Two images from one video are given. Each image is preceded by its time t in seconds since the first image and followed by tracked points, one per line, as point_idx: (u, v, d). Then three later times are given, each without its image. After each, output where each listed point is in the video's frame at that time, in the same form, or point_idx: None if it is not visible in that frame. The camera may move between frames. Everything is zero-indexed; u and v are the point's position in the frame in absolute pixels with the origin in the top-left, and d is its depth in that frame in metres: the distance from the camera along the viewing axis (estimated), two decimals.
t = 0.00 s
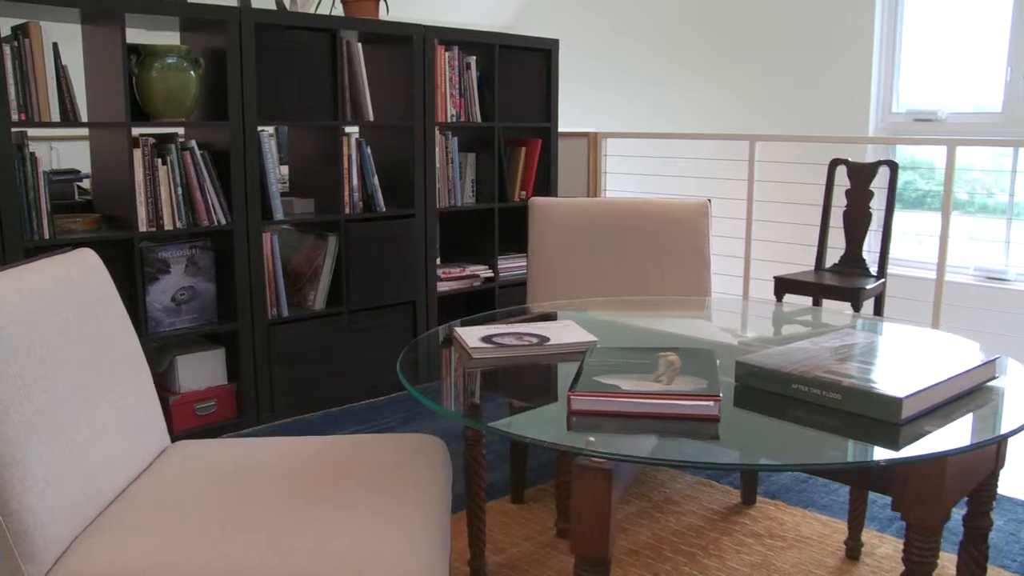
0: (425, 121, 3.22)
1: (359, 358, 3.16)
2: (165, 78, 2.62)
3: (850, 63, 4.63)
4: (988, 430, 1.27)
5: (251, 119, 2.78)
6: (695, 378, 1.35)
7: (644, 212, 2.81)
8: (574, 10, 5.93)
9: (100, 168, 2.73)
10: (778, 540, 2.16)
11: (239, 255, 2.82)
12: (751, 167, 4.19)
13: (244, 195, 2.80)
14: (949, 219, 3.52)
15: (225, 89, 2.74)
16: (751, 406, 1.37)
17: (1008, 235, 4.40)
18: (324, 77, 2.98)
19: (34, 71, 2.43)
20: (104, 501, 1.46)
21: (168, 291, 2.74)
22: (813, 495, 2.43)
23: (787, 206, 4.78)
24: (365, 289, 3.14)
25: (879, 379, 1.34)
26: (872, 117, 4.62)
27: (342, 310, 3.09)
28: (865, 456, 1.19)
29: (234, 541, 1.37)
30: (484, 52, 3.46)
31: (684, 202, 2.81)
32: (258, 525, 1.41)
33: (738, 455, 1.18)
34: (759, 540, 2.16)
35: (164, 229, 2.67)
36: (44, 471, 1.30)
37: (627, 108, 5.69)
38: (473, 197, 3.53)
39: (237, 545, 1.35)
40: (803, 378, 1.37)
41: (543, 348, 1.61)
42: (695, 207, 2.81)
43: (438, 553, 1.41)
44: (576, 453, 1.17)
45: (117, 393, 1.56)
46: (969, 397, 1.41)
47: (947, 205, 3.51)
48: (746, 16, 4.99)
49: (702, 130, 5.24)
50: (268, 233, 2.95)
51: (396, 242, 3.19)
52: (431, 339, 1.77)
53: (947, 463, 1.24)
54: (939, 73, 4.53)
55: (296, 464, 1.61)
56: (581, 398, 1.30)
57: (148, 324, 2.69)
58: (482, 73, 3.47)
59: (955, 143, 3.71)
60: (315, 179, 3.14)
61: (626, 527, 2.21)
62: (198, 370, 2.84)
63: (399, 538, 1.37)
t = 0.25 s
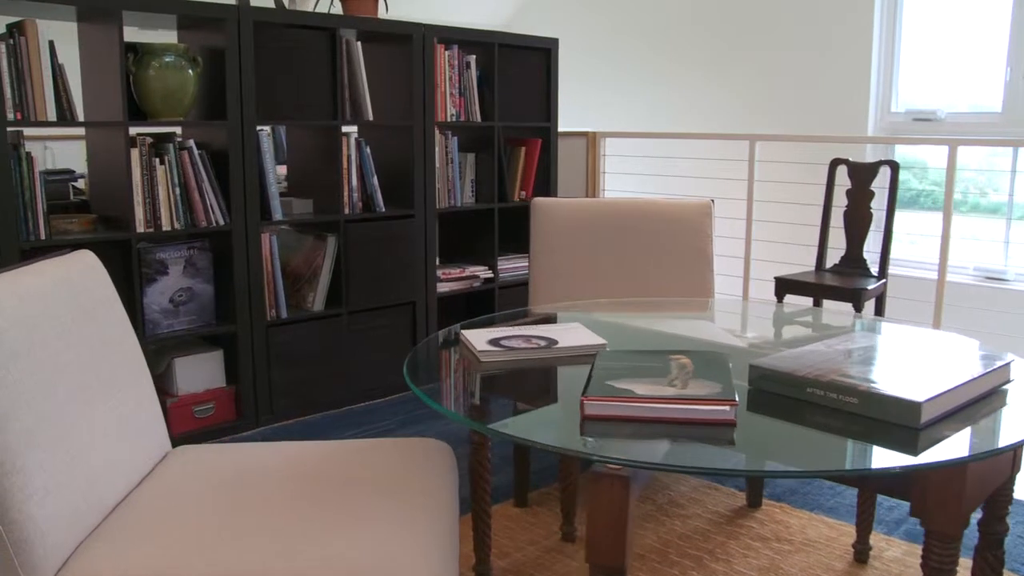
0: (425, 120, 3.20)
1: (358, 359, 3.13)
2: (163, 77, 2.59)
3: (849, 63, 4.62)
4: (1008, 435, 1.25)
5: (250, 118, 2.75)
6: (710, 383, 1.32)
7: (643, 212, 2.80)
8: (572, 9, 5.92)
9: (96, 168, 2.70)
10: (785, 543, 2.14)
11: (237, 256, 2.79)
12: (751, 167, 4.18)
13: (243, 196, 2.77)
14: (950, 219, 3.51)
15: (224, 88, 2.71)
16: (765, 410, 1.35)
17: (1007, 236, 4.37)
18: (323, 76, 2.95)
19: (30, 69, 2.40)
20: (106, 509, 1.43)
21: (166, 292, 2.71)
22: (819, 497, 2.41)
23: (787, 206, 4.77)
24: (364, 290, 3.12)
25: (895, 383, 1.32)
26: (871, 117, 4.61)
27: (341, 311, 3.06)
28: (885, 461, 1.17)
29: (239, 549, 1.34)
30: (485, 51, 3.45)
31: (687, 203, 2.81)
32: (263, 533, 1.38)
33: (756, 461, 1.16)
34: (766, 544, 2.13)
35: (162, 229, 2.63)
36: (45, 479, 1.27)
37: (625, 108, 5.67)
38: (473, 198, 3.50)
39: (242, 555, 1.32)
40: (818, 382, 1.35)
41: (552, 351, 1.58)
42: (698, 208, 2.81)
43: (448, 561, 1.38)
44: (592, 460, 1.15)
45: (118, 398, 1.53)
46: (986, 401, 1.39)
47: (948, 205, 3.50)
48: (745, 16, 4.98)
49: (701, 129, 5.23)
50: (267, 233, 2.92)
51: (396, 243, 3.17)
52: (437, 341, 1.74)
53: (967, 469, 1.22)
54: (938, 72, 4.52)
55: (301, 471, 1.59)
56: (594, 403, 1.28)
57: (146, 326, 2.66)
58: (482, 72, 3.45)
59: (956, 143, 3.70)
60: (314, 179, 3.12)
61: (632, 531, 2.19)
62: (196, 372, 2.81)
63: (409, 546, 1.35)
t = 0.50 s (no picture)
0: (427, 120, 3.18)
1: (359, 361, 3.11)
2: (163, 76, 2.55)
3: (850, 63, 4.61)
4: None
5: (251, 117, 2.72)
6: (729, 388, 1.30)
7: (645, 211, 2.77)
8: (572, 9, 5.90)
9: (95, 169, 2.67)
10: (794, 548, 2.11)
11: (238, 257, 2.76)
12: (753, 167, 4.16)
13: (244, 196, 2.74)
14: (953, 219, 3.49)
15: (224, 88, 2.68)
16: (783, 415, 1.33)
17: (1009, 236, 4.35)
18: (324, 76, 2.93)
19: (28, 68, 2.37)
20: (110, 516, 1.40)
21: (166, 294, 2.67)
22: (827, 500, 2.39)
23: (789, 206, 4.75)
24: (366, 292, 3.09)
25: (916, 388, 1.30)
26: (871, 117, 4.60)
27: (342, 313, 3.04)
28: (909, 468, 1.15)
29: (247, 558, 1.31)
30: (486, 50, 3.43)
31: (693, 204, 2.78)
32: (271, 542, 1.35)
33: (778, 468, 1.14)
34: (776, 548, 2.11)
35: (162, 230, 2.60)
36: (49, 487, 1.24)
37: (625, 108, 5.65)
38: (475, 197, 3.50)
39: (251, 564, 1.29)
40: (838, 387, 1.32)
41: (564, 355, 1.56)
42: (705, 209, 2.78)
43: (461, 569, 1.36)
44: (612, 467, 1.13)
45: (121, 402, 1.50)
46: (1006, 406, 1.37)
47: (952, 205, 3.48)
48: (746, 16, 4.97)
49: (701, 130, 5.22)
50: (268, 234, 2.89)
51: (397, 244, 3.15)
52: (444, 345, 1.72)
53: (992, 476, 1.20)
54: (939, 72, 4.51)
55: (308, 477, 1.56)
56: (611, 408, 1.25)
57: (146, 328, 2.62)
58: (483, 71, 3.43)
59: (959, 143, 3.68)
60: (315, 179, 3.09)
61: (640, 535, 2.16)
62: (196, 374, 2.79)
63: (421, 554, 1.32)
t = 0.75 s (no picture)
0: (428, 121, 3.17)
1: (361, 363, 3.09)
2: (163, 75, 2.52)
3: (852, 63, 4.59)
4: None
5: (252, 117, 2.70)
6: (748, 393, 1.27)
7: (648, 212, 2.77)
8: (571, 9, 5.88)
9: (94, 169, 2.63)
10: (804, 552, 2.09)
11: (238, 258, 2.73)
12: (755, 167, 4.14)
13: (245, 197, 2.71)
14: (957, 220, 3.47)
15: (225, 88, 2.65)
16: (804, 420, 1.30)
17: (1011, 237, 4.34)
18: (326, 75, 2.90)
19: (27, 67, 2.33)
20: (115, 524, 1.37)
21: (166, 295, 2.65)
22: (835, 504, 2.37)
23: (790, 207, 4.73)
24: (367, 293, 3.08)
25: (938, 392, 1.27)
26: (872, 117, 4.58)
27: (344, 314, 3.02)
28: (935, 474, 1.12)
29: (256, 567, 1.28)
30: (488, 49, 3.42)
31: (697, 204, 2.78)
32: (280, 550, 1.33)
33: (802, 477, 1.11)
34: (786, 552, 2.09)
35: (162, 231, 2.57)
36: (54, 496, 1.21)
37: (625, 108, 5.63)
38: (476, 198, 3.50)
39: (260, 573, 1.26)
40: (858, 391, 1.29)
41: (576, 358, 1.54)
42: (708, 208, 2.78)
43: None
44: (634, 476, 1.11)
45: (125, 408, 1.47)
46: None
47: (956, 205, 3.47)
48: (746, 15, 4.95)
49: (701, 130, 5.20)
50: (269, 235, 2.87)
51: (398, 246, 3.14)
52: (453, 348, 1.69)
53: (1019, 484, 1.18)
54: (939, 73, 4.50)
55: (316, 483, 1.53)
56: (629, 414, 1.22)
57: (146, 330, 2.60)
58: (485, 71, 3.43)
59: (962, 143, 3.67)
60: (317, 180, 3.07)
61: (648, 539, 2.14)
62: (195, 377, 2.76)
63: (434, 562, 1.30)
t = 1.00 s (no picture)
0: (431, 120, 3.17)
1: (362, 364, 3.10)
2: (164, 74, 2.49)
3: (853, 62, 4.58)
4: None
5: (253, 117, 2.67)
6: (767, 398, 1.25)
7: (652, 211, 2.75)
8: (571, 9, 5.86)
9: (94, 169, 2.60)
10: (814, 556, 2.07)
11: (240, 260, 2.71)
12: (758, 168, 4.13)
13: (247, 197, 2.69)
14: (962, 220, 3.45)
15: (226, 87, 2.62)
16: (822, 424, 1.28)
17: (1014, 237, 4.33)
18: (328, 75, 2.88)
19: (27, 66, 2.31)
20: (121, 532, 1.34)
21: (167, 297, 2.63)
22: (843, 507, 2.35)
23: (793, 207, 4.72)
24: (369, 294, 3.07)
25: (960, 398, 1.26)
26: (874, 117, 4.57)
27: (347, 316, 3.01)
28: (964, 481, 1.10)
29: None
30: (490, 48, 3.43)
31: (703, 205, 2.76)
32: (290, 558, 1.30)
33: (827, 484, 1.09)
34: (796, 556, 2.07)
35: (163, 232, 2.55)
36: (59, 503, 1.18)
37: (625, 108, 5.61)
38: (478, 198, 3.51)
39: None
40: (878, 396, 1.27)
41: (588, 362, 1.52)
42: (715, 209, 2.76)
43: None
44: (655, 483, 1.09)
45: (131, 413, 1.44)
46: None
47: (960, 205, 3.44)
48: (747, 15, 4.93)
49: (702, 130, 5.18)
50: (271, 236, 2.84)
51: (400, 247, 3.13)
52: (463, 353, 1.67)
53: None
54: (941, 73, 4.49)
55: (325, 490, 1.51)
56: (647, 420, 1.20)
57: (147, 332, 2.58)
58: (488, 70, 3.43)
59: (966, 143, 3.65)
60: (319, 181, 3.06)
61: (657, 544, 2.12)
62: (196, 379, 2.74)
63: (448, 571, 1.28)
